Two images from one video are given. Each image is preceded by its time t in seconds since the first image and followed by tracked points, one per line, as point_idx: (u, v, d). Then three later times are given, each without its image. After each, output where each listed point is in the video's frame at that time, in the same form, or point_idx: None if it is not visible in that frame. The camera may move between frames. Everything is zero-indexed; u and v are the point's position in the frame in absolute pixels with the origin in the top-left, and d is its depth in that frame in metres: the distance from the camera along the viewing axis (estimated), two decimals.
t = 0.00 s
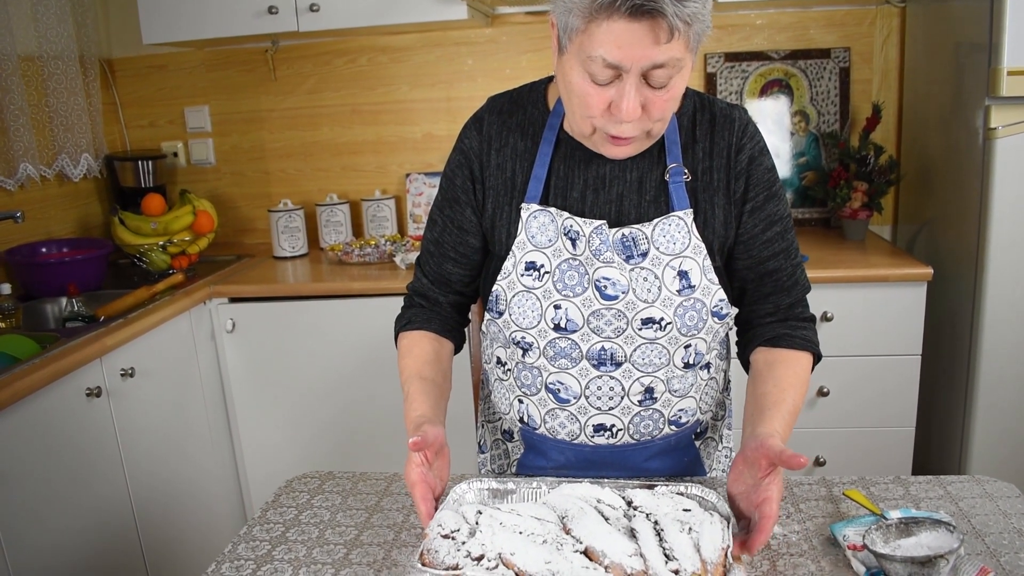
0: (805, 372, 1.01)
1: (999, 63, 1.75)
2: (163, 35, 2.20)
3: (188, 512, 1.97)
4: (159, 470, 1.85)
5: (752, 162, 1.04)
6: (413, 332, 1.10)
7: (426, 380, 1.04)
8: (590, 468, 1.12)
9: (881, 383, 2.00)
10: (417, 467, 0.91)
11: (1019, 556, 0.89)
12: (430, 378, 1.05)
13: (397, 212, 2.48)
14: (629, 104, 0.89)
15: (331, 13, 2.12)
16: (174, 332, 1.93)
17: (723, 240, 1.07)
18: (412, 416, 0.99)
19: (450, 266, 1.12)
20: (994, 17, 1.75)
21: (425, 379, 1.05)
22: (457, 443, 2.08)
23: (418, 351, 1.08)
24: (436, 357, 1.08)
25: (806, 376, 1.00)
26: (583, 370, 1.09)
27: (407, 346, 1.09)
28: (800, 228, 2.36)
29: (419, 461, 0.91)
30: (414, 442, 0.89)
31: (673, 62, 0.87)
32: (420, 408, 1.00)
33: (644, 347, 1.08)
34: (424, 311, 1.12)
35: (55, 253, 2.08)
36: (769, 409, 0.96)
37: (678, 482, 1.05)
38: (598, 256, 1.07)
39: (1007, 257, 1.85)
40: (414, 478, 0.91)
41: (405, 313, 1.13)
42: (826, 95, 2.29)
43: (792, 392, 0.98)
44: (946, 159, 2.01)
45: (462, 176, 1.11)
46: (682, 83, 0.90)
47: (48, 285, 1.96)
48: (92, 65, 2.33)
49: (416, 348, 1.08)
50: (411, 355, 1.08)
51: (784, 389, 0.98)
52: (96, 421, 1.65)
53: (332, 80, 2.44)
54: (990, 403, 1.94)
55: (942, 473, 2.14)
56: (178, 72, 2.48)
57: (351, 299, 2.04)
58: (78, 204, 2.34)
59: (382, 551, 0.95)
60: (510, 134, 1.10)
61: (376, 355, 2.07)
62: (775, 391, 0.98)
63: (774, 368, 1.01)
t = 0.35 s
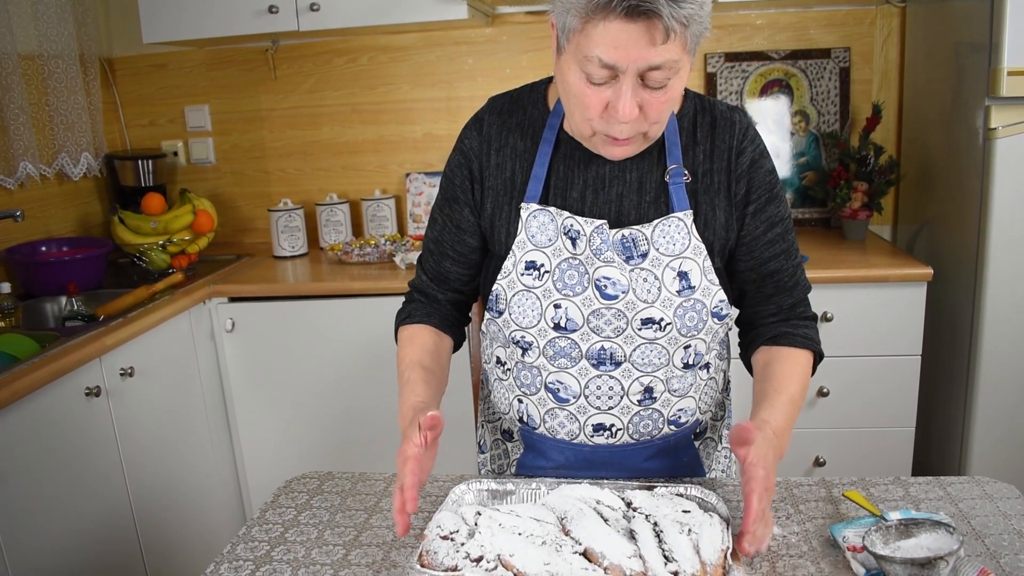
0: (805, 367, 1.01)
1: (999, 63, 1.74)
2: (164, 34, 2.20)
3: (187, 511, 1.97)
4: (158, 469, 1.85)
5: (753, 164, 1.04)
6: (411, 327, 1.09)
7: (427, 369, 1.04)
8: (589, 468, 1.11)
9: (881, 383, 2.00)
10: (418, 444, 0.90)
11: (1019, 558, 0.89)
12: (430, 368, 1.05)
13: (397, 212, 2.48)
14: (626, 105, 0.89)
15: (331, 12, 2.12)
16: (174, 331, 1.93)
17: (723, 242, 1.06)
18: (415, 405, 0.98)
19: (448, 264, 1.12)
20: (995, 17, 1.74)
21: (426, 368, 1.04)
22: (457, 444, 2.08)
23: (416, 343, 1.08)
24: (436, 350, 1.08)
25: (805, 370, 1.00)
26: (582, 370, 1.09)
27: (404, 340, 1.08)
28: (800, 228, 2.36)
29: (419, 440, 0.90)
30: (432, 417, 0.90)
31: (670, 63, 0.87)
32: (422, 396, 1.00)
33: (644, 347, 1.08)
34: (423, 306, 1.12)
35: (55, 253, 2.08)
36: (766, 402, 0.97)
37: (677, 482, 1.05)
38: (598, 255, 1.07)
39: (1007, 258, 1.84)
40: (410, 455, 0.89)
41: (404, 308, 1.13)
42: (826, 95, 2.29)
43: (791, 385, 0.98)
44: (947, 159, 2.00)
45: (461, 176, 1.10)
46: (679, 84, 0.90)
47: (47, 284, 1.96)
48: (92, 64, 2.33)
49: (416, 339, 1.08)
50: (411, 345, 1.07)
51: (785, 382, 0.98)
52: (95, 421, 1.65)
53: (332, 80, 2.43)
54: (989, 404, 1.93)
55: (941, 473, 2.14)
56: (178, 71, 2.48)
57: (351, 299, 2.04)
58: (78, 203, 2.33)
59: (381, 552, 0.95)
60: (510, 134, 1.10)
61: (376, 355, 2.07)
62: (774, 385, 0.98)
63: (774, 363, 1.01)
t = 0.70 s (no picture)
0: (807, 371, 1.00)
1: (997, 64, 1.74)
2: (161, 35, 2.19)
3: (185, 512, 1.96)
4: (155, 470, 1.85)
5: (750, 163, 1.04)
6: (400, 324, 1.09)
7: (406, 372, 1.04)
8: (585, 469, 1.11)
9: (878, 384, 2.00)
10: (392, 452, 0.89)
11: (1016, 559, 0.89)
12: (411, 372, 1.04)
13: (394, 212, 2.47)
14: (619, 105, 0.89)
15: (328, 13, 2.12)
16: (170, 332, 1.93)
17: (720, 242, 1.07)
18: (392, 409, 0.98)
19: (441, 262, 1.12)
20: (992, 18, 1.74)
21: (406, 371, 1.04)
22: (454, 445, 2.08)
23: (401, 342, 1.07)
24: (419, 351, 1.07)
25: (808, 374, 0.99)
26: (579, 370, 1.09)
27: (388, 340, 1.08)
28: (797, 229, 2.36)
29: (393, 449, 0.90)
30: (418, 431, 0.89)
31: (662, 63, 0.87)
32: (399, 400, 0.99)
33: (640, 348, 1.08)
34: (410, 304, 1.11)
35: (52, 253, 2.08)
36: (777, 412, 0.95)
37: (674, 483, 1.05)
38: (595, 255, 1.07)
39: (1004, 259, 1.84)
40: (382, 465, 0.89)
41: (392, 305, 1.12)
42: (824, 96, 2.29)
43: (798, 390, 0.97)
44: (944, 160, 2.00)
45: (457, 175, 1.10)
46: (673, 84, 0.90)
47: (44, 285, 1.95)
48: (89, 64, 2.32)
49: (399, 339, 1.07)
50: (394, 346, 1.07)
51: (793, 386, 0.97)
52: (92, 423, 1.64)
53: (330, 80, 2.43)
54: (986, 405, 1.94)
55: (939, 474, 2.14)
56: (176, 72, 2.48)
57: (348, 300, 2.03)
58: (75, 204, 2.33)
59: (376, 554, 0.95)
60: (507, 135, 1.10)
61: (373, 356, 2.06)
62: (781, 392, 0.97)
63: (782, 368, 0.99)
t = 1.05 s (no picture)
0: (806, 374, 1.00)
1: (994, 62, 1.75)
2: (159, 35, 2.19)
3: (184, 513, 1.96)
4: (154, 471, 1.85)
5: (747, 162, 1.04)
6: (409, 332, 1.09)
7: (429, 380, 1.06)
8: (584, 469, 1.11)
9: (877, 383, 2.00)
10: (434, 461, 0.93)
11: (1015, 557, 0.89)
12: (431, 378, 1.06)
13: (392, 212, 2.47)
14: (607, 108, 0.89)
15: (327, 13, 2.12)
16: (170, 333, 1.93)
17: (717, 242, 1.07)
18: (422, 418, 1.01)
19: (442, 266, 1.12)
20: (990, 17, 1.74)
21: (427, 379, 1.06)
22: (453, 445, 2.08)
23: (413, 350, 1.08)
24: (435, 356, 1.09)
25: (807, 377, 1.00)
26: (577, 371, 1.09)
27: (403, 349, 1.09)
28: (796, 228, 2.36)
29: (433, 459, 0.93)
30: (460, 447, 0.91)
31: (650, 65, 0.86)
32: (428, 407, 1.02)
33: (638, 348, 1.07)
34: (419, 310, 1.11)
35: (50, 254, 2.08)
36: (770, 415, 0.96)
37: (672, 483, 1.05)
38: (592, 256, 1.07)
39: (1002, 257, 1.84)
40: (425, 475, 0.93)
41: (400, 313, 1.12)
42: (823, 94, 2.29)
43: (792, 394, 0.98)
44: (943, 159, 2.00)
45: (454, 178, 1.10)
46: (662, 86, 0.90)
47: (43, 286, 1.95)
48: (87, 65, 2.32)
49: (411, 347, 1.09)
50: (412, 352, 1.08)
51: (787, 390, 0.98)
52: (91, 424, 1.65)
53: (328, 80, 2.43)
54: (985, 403, 1.94)
55: (938, 473, 2.14)
56: (174, 72, 2.48)
57: (347, 300, 2.03)
58: (74, 205, 2.33)
59: (375, 554, 0.95)
60: (503, 136, 1.10)
61: (372, 357, 2.06)
62: (775, 394, 0.98)
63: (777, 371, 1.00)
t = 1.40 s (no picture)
0: (808, 375, 1.00)
1: (995, 63, 1.75)
2: (160, 35, 2.19)
3: (184, 513, 1.97)
4: (153, 471, 1.84)
5: (747, 163, 1.04)
6: (407, 331, 1.10)
7: (428, 378, 1.06)
8: (584, 469, 1.11)
9: (877, 384, 2.00)
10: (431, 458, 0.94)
11: (1014, 559, 0.89)
12: (428, 376, 1.06)
13: (393, 212, 2.47)
14: (587, 105, 0.89)
15: (327, 13, 2.12)
16: (169, 333, 1.93)
17: (718, 242, 1.07)
18: (419, 415, 1.01)
19: (441, 266, 1.12)
20: (990, 18, 1.75)
21: (426, 376, 1.06)
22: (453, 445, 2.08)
23: (410, 349, 1.09)
24: (433, 354, 1.09)
25: (809, 377, 1.00)
26: (577, 371, 1.09)
27: (402, 347, 1.09)
28: (796, 229, 2.36)
29: (430, 456, 0.94)
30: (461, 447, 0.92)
31: (626, 60, 0.86)
32: (425, 405, 1.02)
33: (638, 349, 1.07)
34: (417, 309, 1.12)
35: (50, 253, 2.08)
36: (771, 416, 0.96)
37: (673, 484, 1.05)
38: (593, 257, 1.06)
39: (1002, 259, 1.84)
40: (422, 473, 0.93)
41: (398, 311, 1.12)
42: (823, 96, 2.29)
43: (794, 395, 0.98)
44: (943, 160, 2.00)
45: (455, 179, 1.11)
46: (644, 83, 0.89)
47: (43, 285, 1.95)
48: (88, 64, 2.32)
49: (409, 344, 1.09)
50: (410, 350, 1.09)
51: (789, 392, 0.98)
52: (91, 423, 1.65)
53: (328, 80, 2.43)
54: (985, 404, 1.94)
55: (938, 474, 2.14)
56: (174, 72, 2.48)
57: (347, 300, 2.03)
58: (74, 204, 2.33)
59: (375, 553, 0.95)
60: (504, 137, 1.10)
61: (372, 357, 2.06)
62: (776, 396, 0.98)
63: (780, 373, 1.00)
